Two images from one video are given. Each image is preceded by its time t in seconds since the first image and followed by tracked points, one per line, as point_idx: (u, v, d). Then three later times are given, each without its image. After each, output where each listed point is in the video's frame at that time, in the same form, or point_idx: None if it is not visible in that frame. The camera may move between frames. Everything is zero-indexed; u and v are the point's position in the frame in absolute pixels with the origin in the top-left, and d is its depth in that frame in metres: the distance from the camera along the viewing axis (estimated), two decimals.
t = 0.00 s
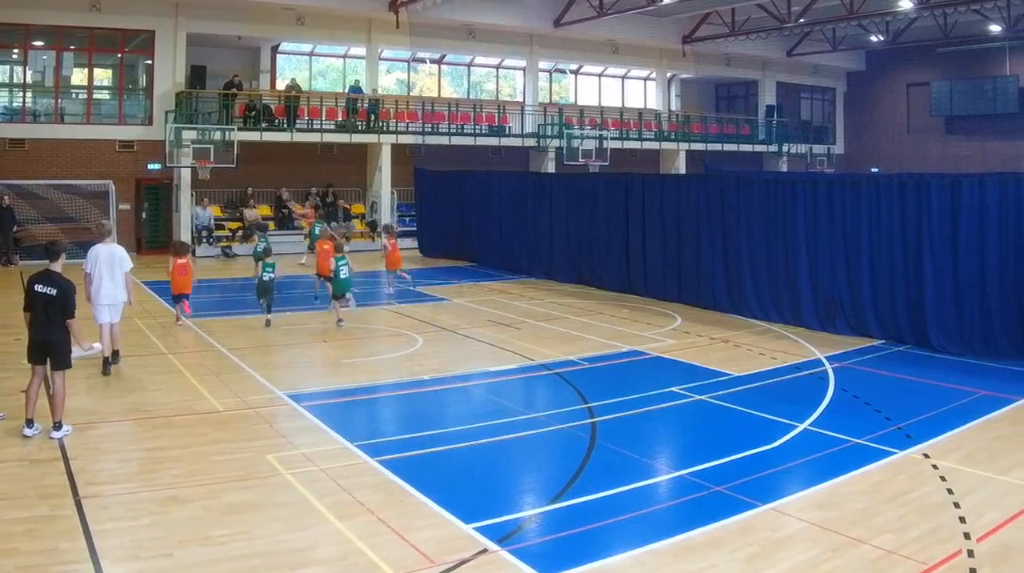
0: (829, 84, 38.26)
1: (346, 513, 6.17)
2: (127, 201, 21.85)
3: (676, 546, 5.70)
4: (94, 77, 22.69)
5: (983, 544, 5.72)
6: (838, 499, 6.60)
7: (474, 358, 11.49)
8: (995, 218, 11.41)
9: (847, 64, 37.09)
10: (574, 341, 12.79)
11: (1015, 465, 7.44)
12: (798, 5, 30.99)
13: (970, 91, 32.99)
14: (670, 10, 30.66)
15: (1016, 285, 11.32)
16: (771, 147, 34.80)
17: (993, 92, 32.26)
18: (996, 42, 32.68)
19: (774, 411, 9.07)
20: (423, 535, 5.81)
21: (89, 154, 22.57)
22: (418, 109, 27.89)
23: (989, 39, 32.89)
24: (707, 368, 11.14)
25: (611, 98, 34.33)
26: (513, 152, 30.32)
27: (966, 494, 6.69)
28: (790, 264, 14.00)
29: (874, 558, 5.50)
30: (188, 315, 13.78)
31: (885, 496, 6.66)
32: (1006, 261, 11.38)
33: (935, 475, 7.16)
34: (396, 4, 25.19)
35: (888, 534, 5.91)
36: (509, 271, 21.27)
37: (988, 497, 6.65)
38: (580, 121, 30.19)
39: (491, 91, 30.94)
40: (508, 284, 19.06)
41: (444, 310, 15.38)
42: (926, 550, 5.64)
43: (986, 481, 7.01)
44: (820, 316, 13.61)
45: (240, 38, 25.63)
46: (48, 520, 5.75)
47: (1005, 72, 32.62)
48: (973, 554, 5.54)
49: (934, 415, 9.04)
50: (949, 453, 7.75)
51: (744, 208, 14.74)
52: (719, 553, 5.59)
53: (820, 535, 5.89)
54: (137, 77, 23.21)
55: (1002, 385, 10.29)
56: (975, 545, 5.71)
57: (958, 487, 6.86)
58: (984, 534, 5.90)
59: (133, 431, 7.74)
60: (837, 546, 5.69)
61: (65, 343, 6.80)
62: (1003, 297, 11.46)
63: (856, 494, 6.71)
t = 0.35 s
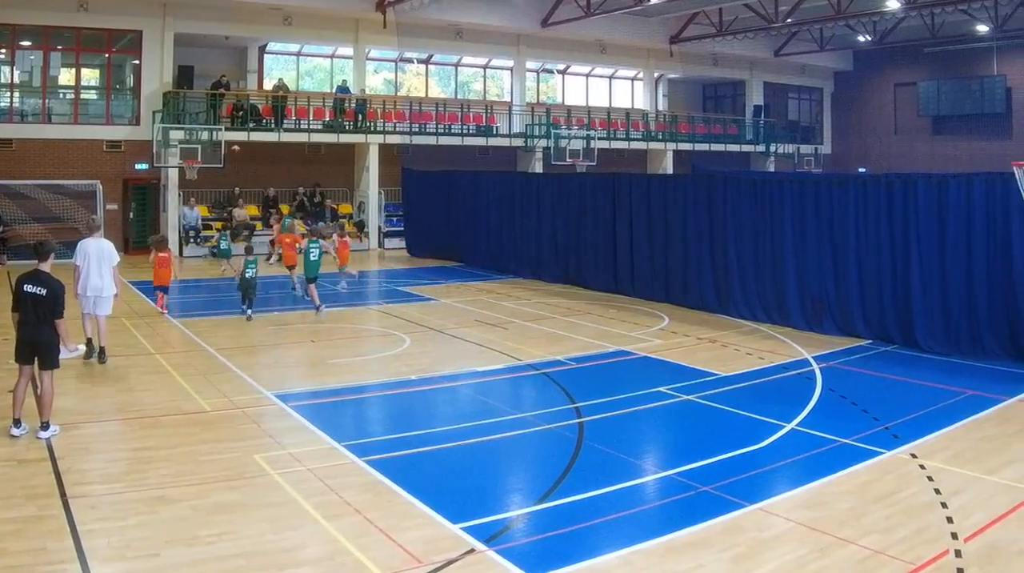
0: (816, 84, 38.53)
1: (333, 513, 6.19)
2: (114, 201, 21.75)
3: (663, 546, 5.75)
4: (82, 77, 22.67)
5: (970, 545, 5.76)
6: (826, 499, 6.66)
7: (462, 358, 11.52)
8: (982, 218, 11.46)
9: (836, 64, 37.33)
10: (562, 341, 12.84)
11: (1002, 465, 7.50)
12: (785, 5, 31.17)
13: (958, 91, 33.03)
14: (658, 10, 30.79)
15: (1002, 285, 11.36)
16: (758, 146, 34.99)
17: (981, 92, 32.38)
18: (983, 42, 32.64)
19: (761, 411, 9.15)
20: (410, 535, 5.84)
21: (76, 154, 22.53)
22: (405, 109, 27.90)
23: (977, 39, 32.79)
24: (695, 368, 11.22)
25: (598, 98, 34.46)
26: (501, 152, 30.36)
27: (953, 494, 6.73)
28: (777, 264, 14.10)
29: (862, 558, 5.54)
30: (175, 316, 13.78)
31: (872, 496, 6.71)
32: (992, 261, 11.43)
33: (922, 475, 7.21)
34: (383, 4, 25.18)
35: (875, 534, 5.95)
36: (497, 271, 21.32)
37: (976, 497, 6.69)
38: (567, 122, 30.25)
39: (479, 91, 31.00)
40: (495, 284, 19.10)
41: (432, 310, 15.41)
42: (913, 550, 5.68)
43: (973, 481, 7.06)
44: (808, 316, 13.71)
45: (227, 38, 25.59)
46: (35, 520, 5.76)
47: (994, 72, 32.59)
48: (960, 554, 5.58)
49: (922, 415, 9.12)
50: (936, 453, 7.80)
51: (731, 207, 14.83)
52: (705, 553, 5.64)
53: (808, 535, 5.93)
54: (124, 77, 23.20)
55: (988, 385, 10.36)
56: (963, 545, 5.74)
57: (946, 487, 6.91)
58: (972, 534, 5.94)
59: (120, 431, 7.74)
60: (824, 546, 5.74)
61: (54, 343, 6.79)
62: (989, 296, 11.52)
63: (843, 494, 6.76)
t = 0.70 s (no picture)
0: (801, 84, 38.80)
1: (318, 513, 6.22)
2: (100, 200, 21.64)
3: (649, 546, 5.80)
4: (67, 77, 22.60)
5: (956, 544, 5.82)
6: (811, 499, 6.73)
7: (448, 358, 11.57)
8: (968, 218, 11.57)
9: (821, 65, 37.61)
10: (548, 341, 12.90)
11: (987, 465, 7.58)
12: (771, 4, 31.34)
13: (943, 91, 33.12)
14: (643, 10, 30.89)
15: (988, 286, 11.46)
16: (744, 146, 35.19)
17: (967, 92, 32.41)
18: (969, 42, 32.72)
19: (746, 411, 9.24)
20: (396, 536, 5.87)
21: (62, 154, 22.42)
22: (391, 109, 27.88)
23: (964, 39, 32.97)
24: (680, 369, 11.30)
25: (585, 98, 34.57)
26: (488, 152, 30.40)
27: (938, 494, 6.81)
28: (763, 264, 14.22)
29: (847, 558, 5.59)
30: (160, 315, 13.75)
31: (858, 496, 6.78)
32: (979, 262, 11.53)
33: (908, 475, 7.29)
34: (369, 4, 25.15)
35: (861, 534, 6.01)
36: (483, 271, 21.37)
37: (961, 497, 6.77)
38: (553, 122, 30.28)
39: (465, 91, 31.02)
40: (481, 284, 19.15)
41: (418, 310, 15.44)
42: (899, 550, 5.73)
43: (958, 481, 7.14)
44: (793, 316, 13.84)
45: (213, 38, 25.52)
46: (20, 520, 5.77)
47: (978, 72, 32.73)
48: (946, 554, 5.64)
49: (907, 415, 9.23)
50: (922, 453, 7.89)
51: (717, 207, 14.94)
52: (691, 553, 5.69)
53: (793, 535, 6.00)
54: (110, 77, 23.14)
55: (974, 385, 10.46)
56: (948, 545, 5.80)
57: (931, 487, 6.98)
58: (957, 534, 6.00)
59: (106, 431, 7.73)
60: (809, 546, 5.80)
61: (41, 343, 6.78)
62: (976, 297, 11.62)
63: (829, 494, 6.84)
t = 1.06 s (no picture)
0: (787, 84, 39.11)
1: (304, 513, 6.26)
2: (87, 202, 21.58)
3: (635, 546, 5.87)
4: (53, 77, 22.50)
5: (942, 544, 5.90)
6: (797, 499, 6.82)
7: (434, 358, 11.61)
8: (954, 218, 11.68)
9: (807, 65, 37.90)
10: (534, 341, 12.97)
11: (972, 465, 7.70)
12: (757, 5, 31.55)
13: (929, 91, 33.32)
14: (630, 10, 31.03)
15: (974, 286, 11.57)
16: (730, 146, 35.41)
17: (952, 92, 32.61)
18: (955, 42, 32.95)
19: (732, 411, 9.35)
20: (381, 535, 5.92)
21: (47, 154, 22.31)
22: (377, 109, 27.89)
23: (948, 39, 33.24)
24: (667, 369, 11.41)
25: (571, 98, 34.71)
26: (474, 151, 30.46)
27: (924, 494, 6.91)
28: (749, 263, 14.34)
29: (833, 558, 5.67)
30: (146, 315, 13.72)
31: (844, 496, 6.88)
32: (964, 262, 11.65)
33: (894, 475, 7.40)
34: (355, 4, 25.15)
35: (847, 534, 6.09)
36: (469, 271, 21.43)
37: (947, 497, 6.87)
38: (539, 121, 30.35)
39: (451, 91, 31.07)
40: (468, 284, 19.21)
41: (404, 310, 15.47)
42: (885, 550, 5.82)
43: (944, 481, 7.24)
44: (779, 316, 13.97)
45: (200, 38, 25.47)
46: (7, 520, 5.78)
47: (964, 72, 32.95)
48: (932, 554, 5.72)
49: (893, 415, 9.35)
50: (907, 453, 8.01)
51: (703, 208, 15.06)
52: (678, 553, 5.77)
53: (780, 535, 6.08)
54: (96, 77, 23.05)
55: (959, 385, 10.59)
56: (934, 545, 5.89)
57: (917, 487, 7.09)
58: (943, 534, 6.10)
59: (91, 431, 7.73)
60: (796, 546, 5.87)
61: (25, 342, 6.77)
62: (961, 297, 11.74)
63: (815, 494, 6.93)
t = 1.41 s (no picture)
0: (774, 84, 39.38)
1: (290, 513, 6.29)
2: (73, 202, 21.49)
3: (621, 547, 5.94)
4: (39, 77, 22.42)
5: (928, 544, 6.00)
6: (782, 499, 6.92)
7: (420, 358, 11.66)
8: (939, 219, 11.79)
9: (792, 64, 38.18)
10: (521, 341, 13.03)
11: (958, 465, 7.81)
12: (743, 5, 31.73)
13: (915, 91, 33.52)
14: (616, 10, 31.13)
15: (960, 286, 11.69)
16: (717, 146, 35.59)
17: (939, 92, 32.83)
18: (941, 42, 33.20)
19: (718, 411, 9.44)
20: (365, 536, 5.97)
21: (33, 154, 22.22)
22: (363, 109, 27.85)
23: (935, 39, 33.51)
24: (653, 369, 11.50)
25: (557, 98, 34.81)
26: (461, 151, 30.48)
27: (910, 494, 7.02)
28: (736, 263, 14.46)
29: (819, 558, 5.75)
30: (131, 315, 13.68)
31: (830, 496, 6.97)
32: (950, 262, 11.76)
33: (880, 475, 7.51)
34: (341, 4, 25.12)
35: (832, 534, 6.18)
36: (455, 271, 21.47)
37: (933, 497, 6.97)
38: (525, 122, 30.40)
39: (437, 91, 31.08)
40: (454, 284, 19.25)
41: (390, 310, 15.50)
42: (871, 550, 5.90)
43: (930, 481, 7.35)
44: (765, 316, 14.09)
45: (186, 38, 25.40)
46: None
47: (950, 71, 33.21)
48: (918, 554, 5.81)
49: (877, 415, 9.48)
50: (892, 453, 8.13)
51: (689, 208, 15.17)
52: (664, 553, 5.84)
53: (766, 536, 6.16)
54: (82, 77, 22.97)
55: (944, 385, 10.72)
56: (920, 545, 5.98)
57: (903, 487, 7.20)
58: (929, 534, 6.19)
59: (76, 431, 7.72)
60: (781, 546, 5.96)
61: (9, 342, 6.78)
62: (947, 298, 11.86)
63: (800, 494, 7.03)
